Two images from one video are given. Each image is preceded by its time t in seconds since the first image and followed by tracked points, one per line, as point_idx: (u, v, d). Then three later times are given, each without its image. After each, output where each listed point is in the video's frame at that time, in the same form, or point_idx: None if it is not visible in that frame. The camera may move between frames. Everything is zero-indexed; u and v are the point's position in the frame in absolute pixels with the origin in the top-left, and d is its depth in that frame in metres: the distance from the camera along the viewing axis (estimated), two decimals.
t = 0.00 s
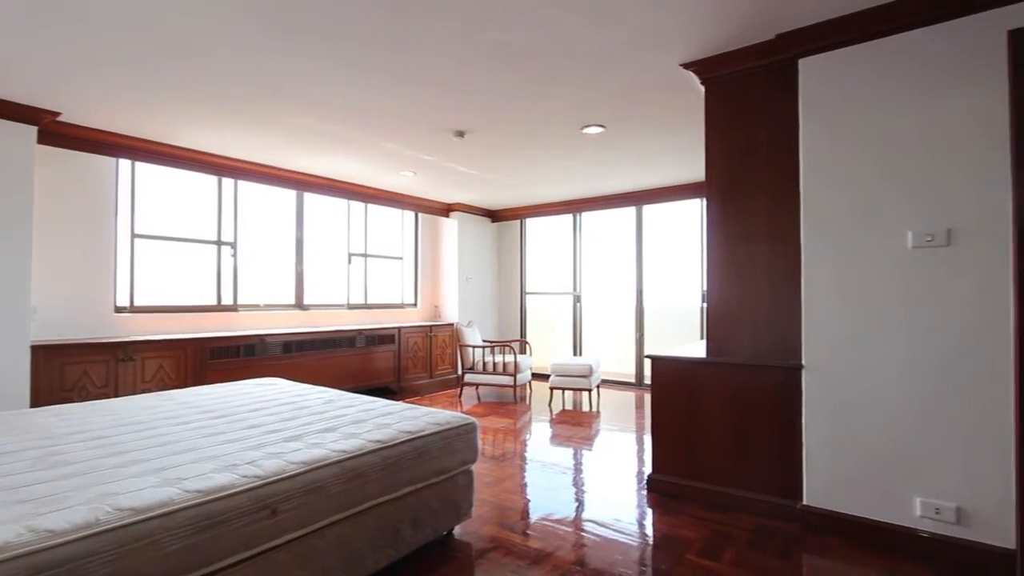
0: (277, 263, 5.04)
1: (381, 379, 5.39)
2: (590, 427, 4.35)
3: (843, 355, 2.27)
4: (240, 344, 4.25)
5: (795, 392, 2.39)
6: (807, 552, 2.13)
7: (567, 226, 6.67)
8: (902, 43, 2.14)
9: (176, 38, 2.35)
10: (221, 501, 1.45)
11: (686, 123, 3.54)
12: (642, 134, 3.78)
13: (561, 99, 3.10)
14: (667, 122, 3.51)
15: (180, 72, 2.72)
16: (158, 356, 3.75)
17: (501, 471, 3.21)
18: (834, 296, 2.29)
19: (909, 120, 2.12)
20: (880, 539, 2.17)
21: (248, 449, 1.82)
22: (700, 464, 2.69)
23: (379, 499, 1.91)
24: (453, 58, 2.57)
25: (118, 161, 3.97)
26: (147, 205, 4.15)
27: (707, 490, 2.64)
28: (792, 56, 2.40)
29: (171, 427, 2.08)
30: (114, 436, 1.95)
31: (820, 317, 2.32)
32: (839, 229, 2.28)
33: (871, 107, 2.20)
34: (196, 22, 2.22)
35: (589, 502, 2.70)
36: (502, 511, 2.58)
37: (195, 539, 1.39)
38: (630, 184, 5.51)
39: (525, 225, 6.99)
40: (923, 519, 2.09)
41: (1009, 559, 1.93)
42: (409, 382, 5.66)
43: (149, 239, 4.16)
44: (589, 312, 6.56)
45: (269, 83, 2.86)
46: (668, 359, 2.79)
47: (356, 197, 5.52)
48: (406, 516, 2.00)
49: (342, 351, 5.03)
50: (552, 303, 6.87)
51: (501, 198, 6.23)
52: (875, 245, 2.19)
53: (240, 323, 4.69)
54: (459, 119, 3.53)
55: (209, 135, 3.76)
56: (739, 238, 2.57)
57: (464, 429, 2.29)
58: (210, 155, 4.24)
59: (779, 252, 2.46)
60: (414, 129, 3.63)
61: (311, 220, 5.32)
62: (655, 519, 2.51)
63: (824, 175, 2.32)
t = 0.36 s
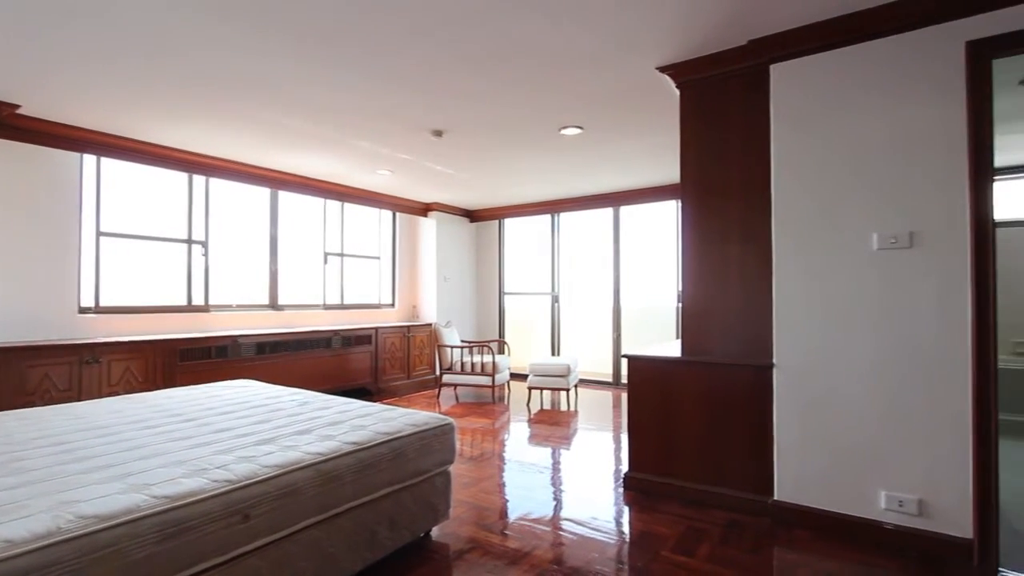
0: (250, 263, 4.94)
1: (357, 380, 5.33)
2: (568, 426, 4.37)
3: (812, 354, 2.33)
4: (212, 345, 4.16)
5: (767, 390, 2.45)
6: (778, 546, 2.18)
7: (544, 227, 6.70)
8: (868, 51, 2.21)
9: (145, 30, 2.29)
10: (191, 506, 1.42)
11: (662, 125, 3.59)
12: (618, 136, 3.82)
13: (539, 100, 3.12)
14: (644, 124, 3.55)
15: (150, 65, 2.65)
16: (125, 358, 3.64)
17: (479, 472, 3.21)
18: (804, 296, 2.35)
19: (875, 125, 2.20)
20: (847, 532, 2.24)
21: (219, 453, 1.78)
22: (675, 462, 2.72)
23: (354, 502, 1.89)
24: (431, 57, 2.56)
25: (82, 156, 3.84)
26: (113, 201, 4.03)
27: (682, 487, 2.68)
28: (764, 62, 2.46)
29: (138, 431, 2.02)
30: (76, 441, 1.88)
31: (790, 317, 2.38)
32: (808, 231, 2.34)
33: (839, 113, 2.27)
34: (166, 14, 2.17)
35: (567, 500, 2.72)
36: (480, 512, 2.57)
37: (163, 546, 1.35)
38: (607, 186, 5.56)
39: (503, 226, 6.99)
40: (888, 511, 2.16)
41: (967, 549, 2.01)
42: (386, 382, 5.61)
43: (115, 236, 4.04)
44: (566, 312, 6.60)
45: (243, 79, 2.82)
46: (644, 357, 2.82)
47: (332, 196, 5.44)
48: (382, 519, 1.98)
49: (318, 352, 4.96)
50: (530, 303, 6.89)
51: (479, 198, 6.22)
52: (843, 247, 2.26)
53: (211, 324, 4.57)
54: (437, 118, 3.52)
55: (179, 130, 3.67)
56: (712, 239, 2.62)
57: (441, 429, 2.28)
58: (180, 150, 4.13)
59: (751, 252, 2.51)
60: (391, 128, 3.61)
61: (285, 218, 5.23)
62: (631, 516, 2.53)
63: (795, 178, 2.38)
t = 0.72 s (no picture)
0: (226, 262, 4.85)
1: (336, 380, 5.27)
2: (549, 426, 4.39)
3: (787, 353, 2.37)
4: (186, 346, 4.07)
5: (743, 389, 2.49)
6: (754, 541, 2.22)
7: (526, 227, 6.70)
8: (840, 57, 2.26)
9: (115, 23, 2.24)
10: (163, 512, 1.39)
11: (642, 127, 3.62)
12: (599, 137, 3.84)
13: (520, 100, 3.12)
14: (624, 125, 3.58)
15: (121, 60, 2.59)
16: (94, 360, 3.54)
17: (460, 472, 3.20)
18: (779, 296, 2.40)
19: (847, 130, 2.25)
20: (820, 526, 2.29)
21: (193, 456, 1.74)
22: (654, 460, 2.76)
23: (333, 505, 1.87)
24: (411, 56, 2.55)
25: (50, 152, 3.73)
26: (82, 198, 3.92)
27: (661, 485, 2.71)
28: (741, 66, 2.50)
29: (108, 435, 1.97)
30: (42, 446, 1.82)
31: (766, 317, 2.42)
32: (783, 233, 2.38)
33: (813, 116, 2.32)
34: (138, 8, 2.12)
35: (548, 500, 2.73)
36: (460, 513, 2.57)
37: (134, 552, 1.32)
38: (587, 186, 5.59)
39: (484, 225, 6.97)
40: (858, 505, 2.22)
41: (934, 540, 2.07)
42: (366, 383, 5.56)
43: (85, 235, 3.93)
44: (548, 312, 6.62)
45: (218, 75, 2.76)
46: (623, 357, 2.84)
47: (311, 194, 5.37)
48: (361, 521, 1.97)
49: (296, 353, 4.88)
50: (511, 303, 6.89)
51: (460, 198, 6.20)
52: (816, 248, 2.31)
53: (185, 326, 4.47)
54: (417, 117, 3.50)
55: (151, 126, 3.58)
56: (690, 240, 2.65)
57: (421, 430, 2.27)
58: (152, 147, 4.03)
59: (728, 253, 2.56)
60: (371, 126, 3.57)
61: (262, 217, 5.15)
62: (611, 514, 2.55)
63: (770, 181, 2.42)
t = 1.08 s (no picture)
0: (199, 262, 4.75)
1: (314, 382, 5.20)
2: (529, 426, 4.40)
3: (761, 352, 2.42)
4: (156, 348, 3.96)
5: (719, 387, 2.53)
6: (730, 537, 2.26)
7: (506, 227, 6.70)
8: (812, 63, 2.31)
9: (83, 18, 2.17)
10: (133, 518, 1.35)
11: (621, 129, 3.65)
12: (578, 138, 3.86)
13: (500, 100, 3.12)
14: (604, 126, 3.61)
15: (89, 55, 2.51)
16: (58, 363, 3.42)
17: (440, 473, 3.19)
18: (753, 297, 2.44)
19: (819, 133, 2.30)
20: (793, 521, 2.34)
21: (164, 461, 1.70)
22: (632, 458, 2.78)
23: (309, 508, 1.84)
24: (390, 55, 2.53)
25: (14, 147, 3.60)
26: (48, 196, 3.79)
27: (639, 482, 2.74)
28: (717, 69, 2.54)
29: (74, 440, 1.90)
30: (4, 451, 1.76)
31: (741, 317, 2.47)
32: (758, 235, 2.43)
33: (786, 120, 2.37)
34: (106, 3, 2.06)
35: (528, 499, 2.74)
36: (440, 514, 2.56)
37: (100, 560, 1.28)
38: (567, 187, 5.62)
39: (464, 225, 6.95)
40: (829, 500, 2.27)
41: (900, 533, 2.13)
42: (344, 384, 5.50)
43: (51, 233, 3.80)
44: (528, 312, 6.64)
45: (191, 72, 2.70)
46: (602, 356, 2.86)
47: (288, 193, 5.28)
48: (338, 523, 1.94)
49: (272, 354, 4.80)
50: (491, 303, 6.89)
51: (440, 198, 6.17)
52: (790, 249, 2.36)
53: (156, 326, 4.35)
54: (397, 116, 3.47)
55: (121, 122, 3.48)
56: (668, 240, 2.69)
57: (400, 431, 2.26)
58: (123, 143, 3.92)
59: (705, 254, 2.60)
60: (350, 125, 3.53)
61: (237, 215, 5.05)
62: (591, 513, 2.57)
63: (745, 183, 2.46)
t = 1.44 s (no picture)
0: (173, 261, 4.64)
1: (293, 383, 5.13)
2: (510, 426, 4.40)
3: (738, 351, 2.46)
4: (127, 349, 3.86)
5: (697, 386, 2.57)
6: (707, 533, 2.29)
7: (487, 227, 6.70)
8: (787, 67, 2.36)
9: (51, 8, 2.10)
10: (103, 525, 1.32)
11: (602, 130, 3.68)
12: (560, 138, 3.87)
13: (481, 100, 3.12)
14: (584, 128, 3.64)
15: (57, 46, 2.44)
16: (23, 366, 3.31)
17: (420, 474, 3.17)
18: (730, 297, 2.48)
19: (793, 136, 2.35)
20: (768, 517, 2.38)
21: (135, 465, 1.66)
22: (612, 457, 2.81)
23: (287, 512, 1.82)
24: (370, 52, 2.51)
25: None
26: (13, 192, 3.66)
27: (620, 481, 2.76)
28: (694, 73, 2.58)
29: (41, 445, 1.85)
30: None
31: (718, 317, 2.51)
32: (733, 235, 2.47)
33: (761, 124, 2.42)
34: None
35: (509, 499, 2.74)
36: (421, 515, 2.54)
37: (68, 569, 1.25)
38: (548, 187, 5.64)
39: (445, 225, 6.93)
40: (803, 496, 2.32)
41: (870, 526, 2.19)
42: (324, 385, 5.43)
43: (16, 230, 3.67)
44: (509, 312, 6.64)
45: (165, 66, 2.64)
46: (582, 356, 2.88)
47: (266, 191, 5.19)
48: (317, 526, 1.92)
49: (249, 355, 4.72)
50: (472, 304, 6.87)
51: (421, 197, 6.14)
52: (764, 251, 2.41)
53: (127, 327, 4.24)
54: (377, 114, 3.44)
55: (91, 116, 3.39)
56: (646, 242, 2.72)
57: (380, 433, 2.24)
58: (93, 139, 3.81)
59: (682, 254, 2.63)
60: (330, 123, 3.50)
61: (213, 214, 4.95)
62: (571, 512, 2.58)
63: (722, 185, 2.50)
